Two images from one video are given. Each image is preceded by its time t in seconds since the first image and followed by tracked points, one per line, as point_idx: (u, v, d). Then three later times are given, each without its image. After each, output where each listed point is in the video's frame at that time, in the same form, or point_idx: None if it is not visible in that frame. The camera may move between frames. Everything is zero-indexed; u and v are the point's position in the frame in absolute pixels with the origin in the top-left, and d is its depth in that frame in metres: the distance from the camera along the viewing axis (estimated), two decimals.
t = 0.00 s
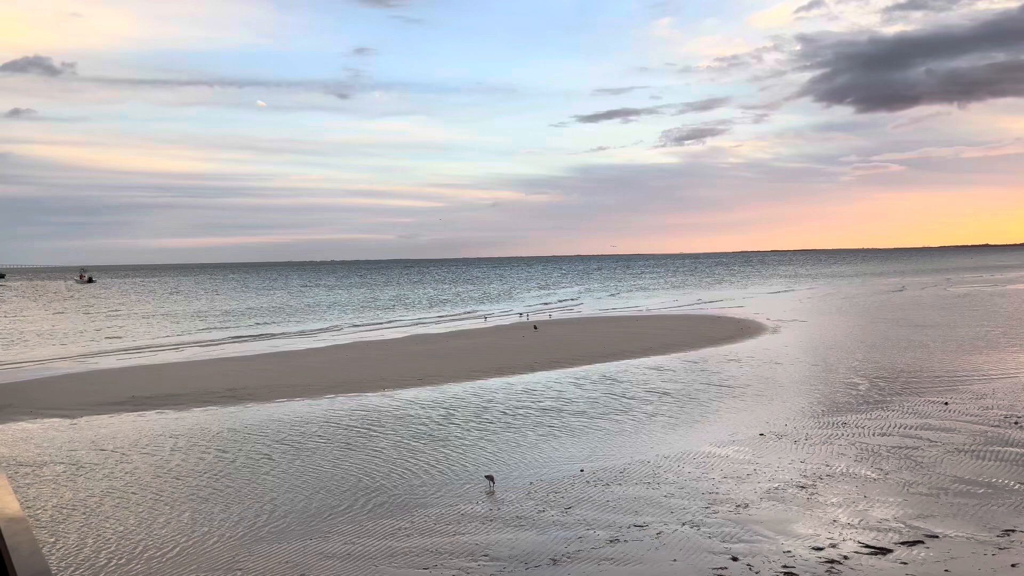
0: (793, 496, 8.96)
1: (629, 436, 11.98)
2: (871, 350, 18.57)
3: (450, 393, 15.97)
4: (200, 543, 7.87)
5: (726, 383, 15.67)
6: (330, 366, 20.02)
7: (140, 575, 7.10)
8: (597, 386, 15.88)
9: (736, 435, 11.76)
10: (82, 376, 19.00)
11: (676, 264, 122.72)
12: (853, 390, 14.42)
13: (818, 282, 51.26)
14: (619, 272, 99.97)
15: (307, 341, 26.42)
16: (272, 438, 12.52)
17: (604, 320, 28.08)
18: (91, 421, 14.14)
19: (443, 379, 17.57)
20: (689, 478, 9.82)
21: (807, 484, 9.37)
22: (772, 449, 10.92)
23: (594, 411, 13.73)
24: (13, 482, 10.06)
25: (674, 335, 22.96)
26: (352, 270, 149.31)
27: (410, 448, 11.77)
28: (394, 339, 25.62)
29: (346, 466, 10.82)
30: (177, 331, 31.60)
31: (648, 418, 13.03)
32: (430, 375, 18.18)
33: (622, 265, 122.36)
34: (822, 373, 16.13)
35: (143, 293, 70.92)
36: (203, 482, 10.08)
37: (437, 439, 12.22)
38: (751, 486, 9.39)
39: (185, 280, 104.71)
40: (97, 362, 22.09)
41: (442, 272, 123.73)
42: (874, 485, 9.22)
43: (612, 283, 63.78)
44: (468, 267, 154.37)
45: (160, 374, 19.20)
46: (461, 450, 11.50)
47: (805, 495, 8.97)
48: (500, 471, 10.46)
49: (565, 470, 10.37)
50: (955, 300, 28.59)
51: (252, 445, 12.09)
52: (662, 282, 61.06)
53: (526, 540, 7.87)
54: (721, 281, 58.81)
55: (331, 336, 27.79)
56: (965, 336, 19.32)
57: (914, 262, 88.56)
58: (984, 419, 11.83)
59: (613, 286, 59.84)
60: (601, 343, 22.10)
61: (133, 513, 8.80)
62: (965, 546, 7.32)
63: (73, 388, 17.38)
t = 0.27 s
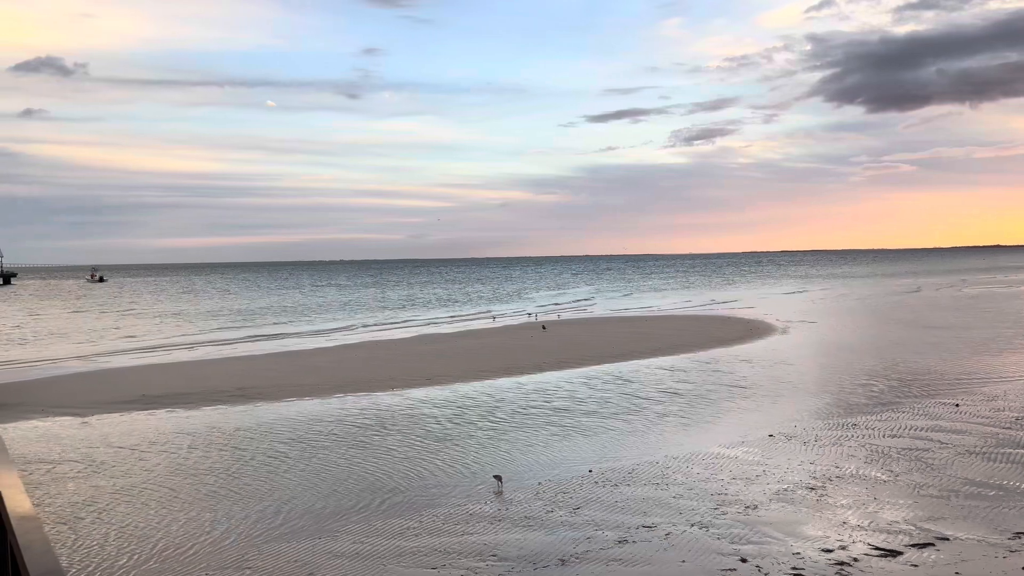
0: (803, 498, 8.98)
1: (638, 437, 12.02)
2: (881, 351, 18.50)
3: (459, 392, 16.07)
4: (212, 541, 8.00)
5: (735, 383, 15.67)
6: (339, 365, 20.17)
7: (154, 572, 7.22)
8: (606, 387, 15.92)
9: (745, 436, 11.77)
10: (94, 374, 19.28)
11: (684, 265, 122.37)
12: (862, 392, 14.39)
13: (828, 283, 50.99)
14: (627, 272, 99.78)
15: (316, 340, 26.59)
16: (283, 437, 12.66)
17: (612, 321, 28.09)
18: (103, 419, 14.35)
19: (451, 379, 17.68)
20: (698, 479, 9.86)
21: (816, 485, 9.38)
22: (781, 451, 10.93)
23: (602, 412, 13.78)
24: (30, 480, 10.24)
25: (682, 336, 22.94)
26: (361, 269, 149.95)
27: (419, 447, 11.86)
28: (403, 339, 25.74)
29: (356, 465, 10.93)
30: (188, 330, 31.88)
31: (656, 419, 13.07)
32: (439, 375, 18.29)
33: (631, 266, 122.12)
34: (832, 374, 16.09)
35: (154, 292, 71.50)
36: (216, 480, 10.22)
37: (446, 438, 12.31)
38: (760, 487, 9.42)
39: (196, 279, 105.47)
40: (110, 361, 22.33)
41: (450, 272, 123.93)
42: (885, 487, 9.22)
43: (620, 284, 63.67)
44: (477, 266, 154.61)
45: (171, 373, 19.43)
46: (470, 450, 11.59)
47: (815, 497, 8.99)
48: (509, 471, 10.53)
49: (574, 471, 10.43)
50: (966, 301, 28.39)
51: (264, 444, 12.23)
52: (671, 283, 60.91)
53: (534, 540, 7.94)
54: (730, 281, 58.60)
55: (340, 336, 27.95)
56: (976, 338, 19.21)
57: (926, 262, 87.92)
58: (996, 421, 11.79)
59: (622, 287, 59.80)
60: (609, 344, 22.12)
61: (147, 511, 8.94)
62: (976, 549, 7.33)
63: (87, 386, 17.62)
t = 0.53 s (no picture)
0: (811, 499, 9.00)
1: (645, 437, 12.05)
2: (890, 353, 18.44)
3: (468, 392, 16.15)
4: (222, 540, 8.12)
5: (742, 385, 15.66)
6: (347, 365, 20.28)
7: (166, 570, 7.34)
8: (613, 387, 15.96)
9: (753, 437, 11.79)
10: (104, 373, 19.51)
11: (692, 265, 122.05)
12: (871, 393, 14.36)
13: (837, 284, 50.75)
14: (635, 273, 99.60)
15: (324, 340, 26.73)
16: (293, 436, 12.79)
17: (619, 321, 28.08)
18: (110, 418, 14.51)
19: (458, 379, 17.76)
20: (705, 480, 9.89)
21: (825, 487, 9.40)
22: (790, 452, 10.95)
23: (610, 412, 13.82)
24: (44, 477, 10.41)
25: (689, 337, 22.92)
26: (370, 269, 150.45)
27: (428, 447, 11.95)
28: (410, 339, 25.84)
29: (364, 464, 11.04)
30: (197, 330, 32.11)
31: (664, 420, 13.10)
32: (446, 375, 18.38)
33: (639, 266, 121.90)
34: (841, 376, 16.07)
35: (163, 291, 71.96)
36: (226, 479, 10.35)
37: (454, 438, 12.40)
38: (768, 488, 9.45)
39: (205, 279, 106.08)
40: (120, 360, 22.54)
41: (458, 272, 124.06)
42: (894, 489, 9.22)
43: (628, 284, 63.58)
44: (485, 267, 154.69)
45: (179, 372, 19.62)
46: (478, 450, 11.67)
47: (824, 498, 9.01)
48: (517, 471, 10.60)
49: (581, 471, 10.49)
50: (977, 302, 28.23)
51: (275, 443, 12.36)
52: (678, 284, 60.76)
53: (542, 540, 8.01)
54: (738, 282, 58.39)
55: (348, 335, 28.08)
56: (986, 339, 19.12)
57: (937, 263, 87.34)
58: (1006, 423, 11.76)
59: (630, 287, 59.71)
60: (616, 344, 22.14)
61: (159, 509, 9.06)
62: (986, 551, 7.34)
63: (98, 385, 17.82)
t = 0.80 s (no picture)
0: (820, 501, 9.03)
1: (653, 438, 12.10)
2: (899, 354, 18.40)
3: (477, 392, 16.24)
4: (233, 538, 8.25)
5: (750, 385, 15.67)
6: (356, 364, 20.41)
7: (179, 567, 7.46)
8: (621, 388, 16.01)
9: (761, 438, 11.81)
10: (114, 372, 19.73)
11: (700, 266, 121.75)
12: (880, 394, 14.36)
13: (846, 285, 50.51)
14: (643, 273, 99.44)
15: (333, 339, 26.89)
16: (303, 435, 12.93)
17: (627, 321, 28.10)
18: (120, 416, 14.68)
19: (466, 379, 17.85)
20: (714, 481, 9.93)
21: (834, 489, 9.43)
22: (798, 453, 10.97)
23: (619, 413, 13.87)
24: (59, 474, 10.58)
25: (697, 338, 22.92)
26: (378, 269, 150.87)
27: (437, 447, 12.05)
28: (418, 338, 25.96)
29: (374, 463, 11.15)
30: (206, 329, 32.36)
31: (672, 420, 13.13)
32: (454, 375, 18.47)
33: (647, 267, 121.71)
34: (849, 377, 16.05)
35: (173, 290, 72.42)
36: (237, 478, 10.49)
37: (464, 438, 12.50)
38: (776, 490, 9.49)
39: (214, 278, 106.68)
40: (131, 359, 22.77)
41: (465, 272, 124.19)
42: (903, 491, 9.23)
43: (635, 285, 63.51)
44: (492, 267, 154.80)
45: (188, 371, 19.80)
46: (487, 450, 11.76)
47: (832, 500, 9.04)
48: (525, 471, 10.68)
49: (589, 472, 10.56)
50: (988, 303, 28.08)
51: (286, 442, 12.49)
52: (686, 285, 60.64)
53: (550, 540, 8.09)
54: (745, 283, 58.20)
55: (356, 335, 28.23)
56: (997, 341, 19.03)
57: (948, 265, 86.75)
58: (1016, 425, 11.73)
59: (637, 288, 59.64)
60: (623, 345, 22.17)
61: (172, 507, 9.21)
62: (995, 554, 7.36)
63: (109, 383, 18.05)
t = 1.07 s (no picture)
0: (829, 502, 9.06)
1: (661, 438, 12.15)
2: (909, 355, 18.36)
3: (486, 392, 16.34)
4: (245, 536, 8.38)
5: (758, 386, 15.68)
6: (364, 364, 20.54)
7: (192, 565, 7.60)
8: (630, 388, 16.06)
9: (770, 439, 11.84)
10: (125, 371, 19.93)
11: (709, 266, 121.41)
12: (889, 395, 14.36)
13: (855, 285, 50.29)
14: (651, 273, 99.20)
15: (341, 339, 27.05)
16: (313, 434, 13.06)
17: (635, 322, 28.09)
18: (130, 415, 14.86)
19: (475, 378, 17.94)
20: (722, 482, 9.98)
21: (843, 490, 9.46)
22: (807, 454, 11.00)
23: (627, 413, 13.93)
24: (75, 472, 10.76)
25: (705, 338, 22.92)
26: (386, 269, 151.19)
27: (446, 446, 12.16)
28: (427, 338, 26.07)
29: (384, 462, 11.27)
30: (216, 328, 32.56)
31: (680, 421, 13.18)
32: (463, 375, 18.57)
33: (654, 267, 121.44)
34: (859, 378, 16.03)
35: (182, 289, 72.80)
36: (248, 476, 10.63)
37: (473, 438, 12.60)
38: (785, 491, 9.53)
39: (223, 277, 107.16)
40: (142, 357, 22.97)
41: (473, 271, 124.26)
42: (913, 492, 9.26)
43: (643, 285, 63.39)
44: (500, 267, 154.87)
45: (198, 370, 19.98)
46: (496, 450, 11.86)
47: (841, 501, 9.07)
48: (533, 471, 10.76)
49: (597, 472, 10.63)
50: (999, 304, 27.94)
51: (297, 441, 12.63)
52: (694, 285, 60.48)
53: (557, 540, 8.18)
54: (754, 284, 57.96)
55: (364, 334, 28.37)
56: (1007, 342, 18.95)
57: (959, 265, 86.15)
58: None
59: (645, 288, 59.54)
60: (631, 345, 22.18)
61: (185, 505, 9.36)
62: (1005, 556, 7.39)
63: (120, 382, 18.25)
